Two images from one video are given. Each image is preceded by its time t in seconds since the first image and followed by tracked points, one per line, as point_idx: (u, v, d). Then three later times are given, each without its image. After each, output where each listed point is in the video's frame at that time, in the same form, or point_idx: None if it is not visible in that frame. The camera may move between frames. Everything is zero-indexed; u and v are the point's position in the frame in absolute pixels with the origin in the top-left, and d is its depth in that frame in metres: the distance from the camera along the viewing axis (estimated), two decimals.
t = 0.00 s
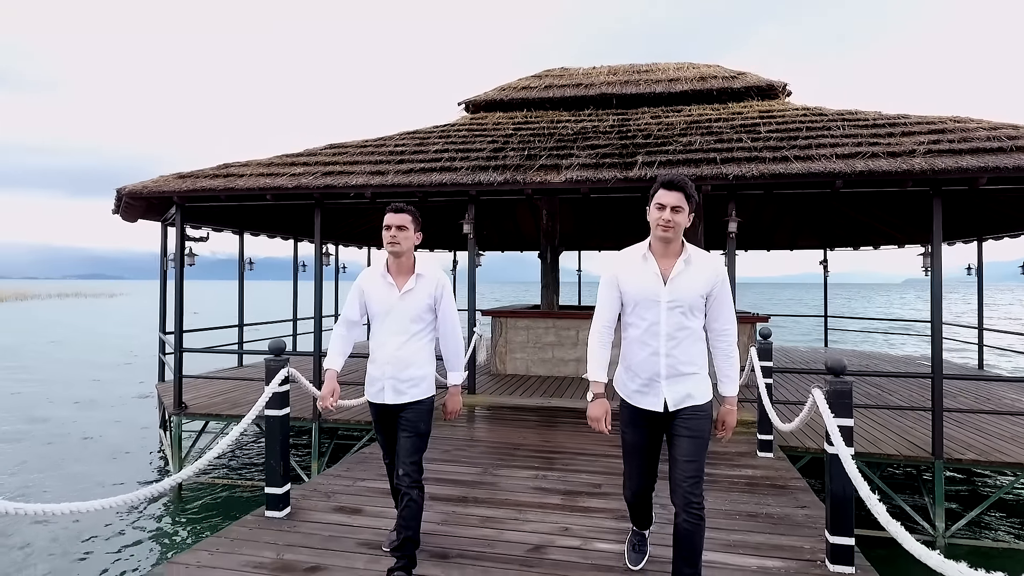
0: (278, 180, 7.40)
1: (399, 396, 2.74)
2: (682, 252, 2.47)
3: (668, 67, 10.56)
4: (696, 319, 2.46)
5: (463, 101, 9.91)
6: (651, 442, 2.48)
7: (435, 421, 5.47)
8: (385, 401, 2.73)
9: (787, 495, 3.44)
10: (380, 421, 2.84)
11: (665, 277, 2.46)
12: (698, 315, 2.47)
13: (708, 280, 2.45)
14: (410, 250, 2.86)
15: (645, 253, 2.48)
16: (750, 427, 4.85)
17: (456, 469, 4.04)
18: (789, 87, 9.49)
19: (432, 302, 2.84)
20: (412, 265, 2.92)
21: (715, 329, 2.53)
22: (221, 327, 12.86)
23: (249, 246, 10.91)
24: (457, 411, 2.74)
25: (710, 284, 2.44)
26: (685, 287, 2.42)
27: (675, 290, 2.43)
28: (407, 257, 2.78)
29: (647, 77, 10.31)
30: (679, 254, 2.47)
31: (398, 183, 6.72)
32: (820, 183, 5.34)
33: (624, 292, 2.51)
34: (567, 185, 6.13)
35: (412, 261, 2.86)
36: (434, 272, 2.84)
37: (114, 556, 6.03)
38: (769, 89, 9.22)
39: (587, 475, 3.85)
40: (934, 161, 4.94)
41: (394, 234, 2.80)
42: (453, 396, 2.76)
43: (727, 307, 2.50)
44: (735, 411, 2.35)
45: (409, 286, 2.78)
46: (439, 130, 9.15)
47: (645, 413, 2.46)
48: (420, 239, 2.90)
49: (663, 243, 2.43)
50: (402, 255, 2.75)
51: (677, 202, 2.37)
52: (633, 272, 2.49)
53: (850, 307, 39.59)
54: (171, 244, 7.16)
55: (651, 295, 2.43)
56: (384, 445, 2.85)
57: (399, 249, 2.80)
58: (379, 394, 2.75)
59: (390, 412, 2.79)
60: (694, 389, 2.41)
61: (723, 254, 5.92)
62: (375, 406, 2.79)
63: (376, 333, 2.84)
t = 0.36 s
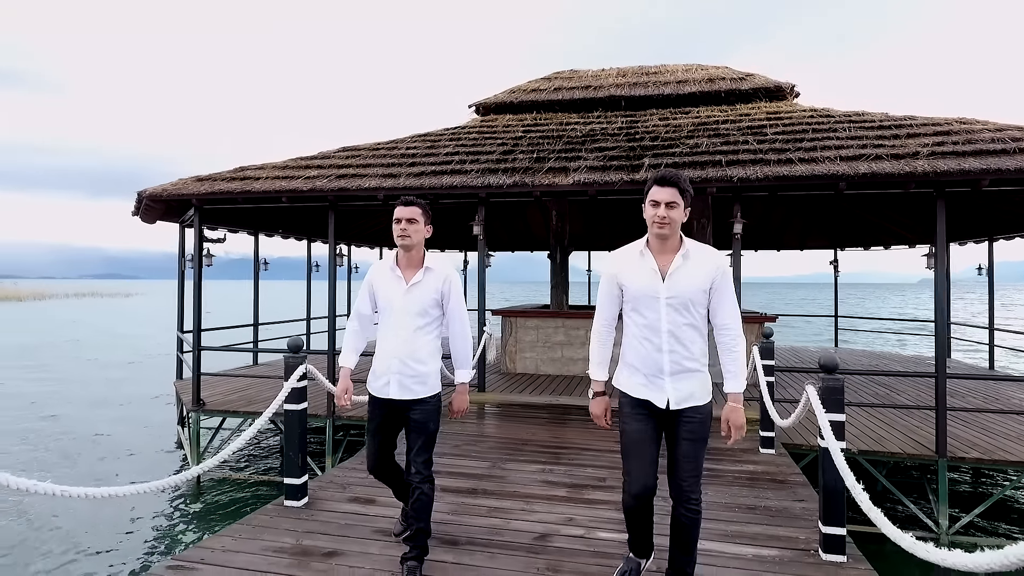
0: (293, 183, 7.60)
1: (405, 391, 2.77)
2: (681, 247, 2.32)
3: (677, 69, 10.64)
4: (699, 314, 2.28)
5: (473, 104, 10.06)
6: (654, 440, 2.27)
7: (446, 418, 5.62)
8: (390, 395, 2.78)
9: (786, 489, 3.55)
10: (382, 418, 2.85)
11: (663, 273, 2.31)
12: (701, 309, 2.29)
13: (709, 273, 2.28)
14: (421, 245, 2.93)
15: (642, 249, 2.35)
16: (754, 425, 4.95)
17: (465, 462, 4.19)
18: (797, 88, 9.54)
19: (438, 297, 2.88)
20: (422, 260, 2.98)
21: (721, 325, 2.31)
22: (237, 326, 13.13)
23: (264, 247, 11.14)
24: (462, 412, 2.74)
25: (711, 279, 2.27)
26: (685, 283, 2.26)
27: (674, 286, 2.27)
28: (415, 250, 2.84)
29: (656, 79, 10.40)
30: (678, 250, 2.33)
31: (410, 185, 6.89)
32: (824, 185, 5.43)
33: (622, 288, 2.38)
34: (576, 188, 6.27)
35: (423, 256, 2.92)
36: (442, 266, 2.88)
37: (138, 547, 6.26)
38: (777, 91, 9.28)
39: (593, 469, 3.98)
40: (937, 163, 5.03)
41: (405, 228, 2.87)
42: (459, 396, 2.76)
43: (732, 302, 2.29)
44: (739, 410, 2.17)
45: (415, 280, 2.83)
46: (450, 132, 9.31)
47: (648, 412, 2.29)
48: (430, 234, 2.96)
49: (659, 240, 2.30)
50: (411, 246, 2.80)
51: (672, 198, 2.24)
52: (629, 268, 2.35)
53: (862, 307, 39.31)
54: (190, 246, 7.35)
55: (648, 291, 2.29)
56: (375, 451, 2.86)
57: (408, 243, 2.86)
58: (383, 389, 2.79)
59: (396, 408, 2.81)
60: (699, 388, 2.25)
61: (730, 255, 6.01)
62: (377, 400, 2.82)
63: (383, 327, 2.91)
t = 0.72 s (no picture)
0: (308, 186, 7.78)
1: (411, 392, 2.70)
2: (675, 252, 2.29)
3: (685, 71, 10.71)
4: (694, 319, 2.26)
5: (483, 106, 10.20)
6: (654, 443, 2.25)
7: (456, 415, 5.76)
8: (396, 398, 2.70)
9: (786, 484, 3.65)
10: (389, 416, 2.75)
11: (657, 280, 2.28)
12: (697, 314, 2.26)
13: (704, 278, 2.25)
14: (422, 245, 2.84)
15: (636, 255, 2.32)
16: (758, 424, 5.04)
17: (475, 457, 4.34)
18: (805, 89, 9.59)
19: (439, 298, 2.79)
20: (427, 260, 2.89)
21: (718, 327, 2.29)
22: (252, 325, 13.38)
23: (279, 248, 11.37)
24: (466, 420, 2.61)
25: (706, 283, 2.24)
26: (680, 288, 2.23)
27: (670, 292, 2.24)
28: (415, 251, 2.75)
29: (664, 81, 10.48)
30: (672, 255, 2.29)
31: (421, 188, 7.05)
32: (829, 187, 5.51)
33: (617, 294, 2.36)
34: (584, 190, 6.39)
35: (425, 257, 2.85)
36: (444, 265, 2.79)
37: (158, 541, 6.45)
38: (785, 93, 9.33)
39: (599, 465, 4.10)
40: (940, 166, 5.11)
41: (405, 229, 2.77)
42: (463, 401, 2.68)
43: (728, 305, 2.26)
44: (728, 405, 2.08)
45: (414, 282, 2.77)
46: (461, 135, 9.45)
47: (648, 419, 2.26)
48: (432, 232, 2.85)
49: (652, 247, 2.26)
50: (411, 248, 2.72)
51: (662, 203, 2.20)
52: (623, 275, 2.33)
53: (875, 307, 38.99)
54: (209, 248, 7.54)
55: (643, 298, 2.26)
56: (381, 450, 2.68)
57: (409, 244, 2.77)
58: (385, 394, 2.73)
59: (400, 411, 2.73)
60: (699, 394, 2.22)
61: (736, 256, 6.09)
62: (380, 404, 2.75)
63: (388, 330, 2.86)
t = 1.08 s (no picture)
0: (318, 189, 7.94)
1: (411, 400, 2.67)
2: (660, 261, 2.24)
3: (690, 74, 10.81)
4: (681, 328, 2.22)
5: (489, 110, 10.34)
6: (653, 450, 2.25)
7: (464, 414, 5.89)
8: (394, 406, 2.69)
9: (783, 481, 3.77)
10: (394, 425, 2.73)
11: (642, 290, 2.25)
12: (684, 323, 2.22)
13: (691, 286, 2.19)
14: (416, 251, 2.80)
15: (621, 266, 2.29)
16: (759, 423, 5.15)
17: (482, 454, 4.47)
18: (808, 92, 9.66)
19: (436, 304, 2.75)
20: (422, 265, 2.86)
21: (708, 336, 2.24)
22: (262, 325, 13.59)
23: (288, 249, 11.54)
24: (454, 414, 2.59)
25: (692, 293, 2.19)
26: (666, 298, 2.20)
27: (653, 302, 2.21)
28: (407, 258, 2.71)
29: (669, 84, 10.58)
30: (658, 265, 2.24)
31: (428, 192, 7.20)
32: (829, 191, 5.61)
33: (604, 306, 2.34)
34: (589, 194, 6.53)
35: (420, 263, 2.82)
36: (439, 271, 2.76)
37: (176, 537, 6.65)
38: (788, 95, 9.42)
39: (602, 462, 4.23)
40: (939, 170, 5.21)
41: (395, 236, 2.74)
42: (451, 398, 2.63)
43: (715, 315, 2.18)
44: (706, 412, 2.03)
45: (411, 289, 2.73)
46: (468, 138, 9.60)
47: (641, 430, 2.24)
48: (424, 237, 2.81)
49: (636, 257, 2.23)
50: (403, 255, 2.69)
51: (641, 212, 2.14)
52: (608, 286, 2.31)
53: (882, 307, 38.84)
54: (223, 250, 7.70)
55: (628, 309, 2.24)
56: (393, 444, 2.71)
57: (401, 251, 2.75)
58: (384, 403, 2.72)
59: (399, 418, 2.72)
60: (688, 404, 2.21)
61: (738, 258, 6.20)
62: (381, 413, 2.73)
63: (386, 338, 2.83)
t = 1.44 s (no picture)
0: (325, 191, 8.07)
1: (406, 402, 2.65)
2: (646, 256, 2.25)
3: (691, 76, 10.93)
4: (668, 322, 2.23)
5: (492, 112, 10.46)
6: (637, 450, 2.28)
7: (468, 411, 6.03)
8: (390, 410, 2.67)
9: (779, 475, 3.90)
10: (386, 430, 2.71)
11: (630, 285, 2.25)
12: (671, 318, 2.23)
13: (677, 282, 2.21)
14: (400, 254, 2.77)
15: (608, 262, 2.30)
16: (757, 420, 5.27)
17: (488, 449, 4.60)
18: (808, 95, 9.78)
19: (427, 306, 2.74)
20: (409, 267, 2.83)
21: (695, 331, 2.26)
22: (267, 324, 13.75)
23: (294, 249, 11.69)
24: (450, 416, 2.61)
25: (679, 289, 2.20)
26: (653, 294, 2.20)
27: (640, 297, 2.21)
28: (392, 260, 2.68)
29: (670, 86, 10.70)
30: (645, 261, 2.25)
31: (433, 194, 7.33)
32: (826, 193, 5.73)
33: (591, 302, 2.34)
34: (591, 196, 6.66)
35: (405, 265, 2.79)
36: (427, 272, 2.74)
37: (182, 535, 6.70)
38: (787, 98, 9.53)
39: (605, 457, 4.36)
40: (934, 173, 5.33)
41: (377, 240, 2.70)
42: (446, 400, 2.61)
43: (703, 310, 2.22)
44: (701, 416, 2.12)
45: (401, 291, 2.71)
46: (471, 140, 9.73)
47: (626, 427, 2.25)
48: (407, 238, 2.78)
49: (623, 253, 2.24)
50: (386, 258, 2.66)
51: (629, 209, 2.16)
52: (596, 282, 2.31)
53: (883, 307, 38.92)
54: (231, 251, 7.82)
55: (615, 304, 2.24)
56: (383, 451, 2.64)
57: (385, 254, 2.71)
58: (377, 406, 2.69)
59: (391, 420, 2.70)
60: (675, 399, 2.20)
61: (738, 259, 6.31)
62: (374, 417, 2.71)
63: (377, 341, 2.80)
